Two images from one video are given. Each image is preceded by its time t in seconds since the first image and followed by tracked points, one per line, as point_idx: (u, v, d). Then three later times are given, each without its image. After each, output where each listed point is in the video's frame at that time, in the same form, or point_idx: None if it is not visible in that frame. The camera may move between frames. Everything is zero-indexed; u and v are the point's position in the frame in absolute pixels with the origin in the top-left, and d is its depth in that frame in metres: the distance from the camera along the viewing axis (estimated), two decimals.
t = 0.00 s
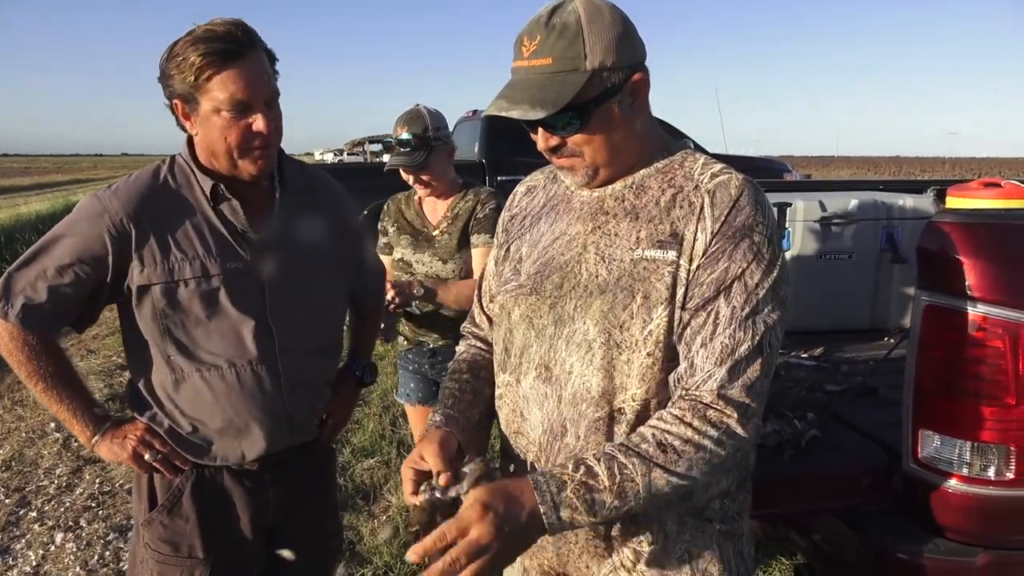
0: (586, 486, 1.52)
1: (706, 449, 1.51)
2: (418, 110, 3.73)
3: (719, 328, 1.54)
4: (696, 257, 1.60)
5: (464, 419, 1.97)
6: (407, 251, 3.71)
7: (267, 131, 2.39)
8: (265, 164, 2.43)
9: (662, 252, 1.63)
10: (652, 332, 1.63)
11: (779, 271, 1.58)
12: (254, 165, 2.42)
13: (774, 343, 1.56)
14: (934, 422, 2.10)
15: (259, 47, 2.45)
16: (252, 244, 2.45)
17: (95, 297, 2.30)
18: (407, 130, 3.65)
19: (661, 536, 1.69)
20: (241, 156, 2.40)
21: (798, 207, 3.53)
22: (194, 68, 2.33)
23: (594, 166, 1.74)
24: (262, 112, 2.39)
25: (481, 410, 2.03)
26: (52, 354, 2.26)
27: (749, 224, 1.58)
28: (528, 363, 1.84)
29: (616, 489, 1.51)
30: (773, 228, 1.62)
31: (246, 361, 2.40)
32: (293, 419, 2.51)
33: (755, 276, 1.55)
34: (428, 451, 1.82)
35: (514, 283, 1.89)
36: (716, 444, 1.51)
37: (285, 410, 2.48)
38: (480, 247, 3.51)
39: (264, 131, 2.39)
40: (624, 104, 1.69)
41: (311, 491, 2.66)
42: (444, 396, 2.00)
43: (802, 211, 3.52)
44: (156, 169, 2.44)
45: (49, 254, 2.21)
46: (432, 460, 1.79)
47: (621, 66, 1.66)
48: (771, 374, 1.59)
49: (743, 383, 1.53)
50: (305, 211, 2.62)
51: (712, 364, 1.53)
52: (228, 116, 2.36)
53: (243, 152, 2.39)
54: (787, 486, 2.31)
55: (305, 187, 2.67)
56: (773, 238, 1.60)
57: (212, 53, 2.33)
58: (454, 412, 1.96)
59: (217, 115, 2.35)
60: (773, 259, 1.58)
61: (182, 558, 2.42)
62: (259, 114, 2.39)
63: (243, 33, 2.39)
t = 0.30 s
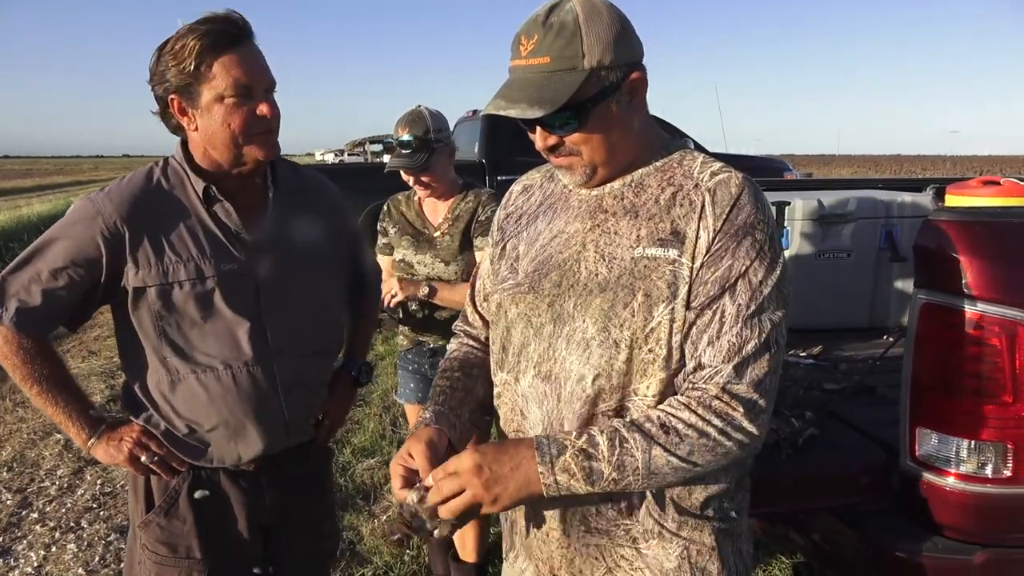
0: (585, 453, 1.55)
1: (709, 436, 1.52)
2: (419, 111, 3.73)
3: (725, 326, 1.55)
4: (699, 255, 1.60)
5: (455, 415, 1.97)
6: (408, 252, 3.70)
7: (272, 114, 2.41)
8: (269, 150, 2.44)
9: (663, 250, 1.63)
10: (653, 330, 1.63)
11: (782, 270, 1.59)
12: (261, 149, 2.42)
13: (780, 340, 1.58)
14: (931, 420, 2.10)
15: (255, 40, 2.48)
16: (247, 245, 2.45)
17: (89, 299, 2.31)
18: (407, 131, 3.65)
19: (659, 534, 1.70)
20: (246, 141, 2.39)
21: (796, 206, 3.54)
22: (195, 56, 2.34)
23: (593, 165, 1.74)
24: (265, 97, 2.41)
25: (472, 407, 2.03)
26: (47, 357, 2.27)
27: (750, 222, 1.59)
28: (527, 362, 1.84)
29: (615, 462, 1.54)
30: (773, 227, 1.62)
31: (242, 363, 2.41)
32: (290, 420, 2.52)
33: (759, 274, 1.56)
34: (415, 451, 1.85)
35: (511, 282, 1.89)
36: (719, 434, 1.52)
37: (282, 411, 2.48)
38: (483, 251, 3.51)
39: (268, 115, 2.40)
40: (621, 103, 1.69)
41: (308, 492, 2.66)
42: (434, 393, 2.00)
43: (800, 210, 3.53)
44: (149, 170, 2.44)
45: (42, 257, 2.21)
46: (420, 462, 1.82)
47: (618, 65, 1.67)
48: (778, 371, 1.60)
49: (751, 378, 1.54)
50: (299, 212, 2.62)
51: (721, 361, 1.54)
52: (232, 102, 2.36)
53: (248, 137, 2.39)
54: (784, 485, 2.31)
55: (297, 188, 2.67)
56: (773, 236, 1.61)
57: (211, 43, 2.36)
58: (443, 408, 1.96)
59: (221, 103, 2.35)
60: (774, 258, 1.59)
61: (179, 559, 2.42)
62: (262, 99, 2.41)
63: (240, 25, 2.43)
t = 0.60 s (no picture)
0: (586, 459, 1.56)
1: (708, 438, 1.52)
2: (420, 116, 3.75)
3: (726, 325, 1.55)
4: (700, 255, 1.60)
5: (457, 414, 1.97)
6: (411, 258, 3.71)
7: (272, 127, 2.42)
8: (268, 162, 2.45)
9: (664, 251, 1.63)
10: (654, 332, 1.63)
11: (782, 268, 1.59)
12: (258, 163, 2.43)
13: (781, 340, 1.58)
14: (932, 424, 2.10)
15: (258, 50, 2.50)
16: (245, 250, 2.46)
17: (87, 306, 2.32)
18: (408, 137, 3.66)
19: (662, 537, 1.70)
20: (245, 153, 2.40)
21: (797, 210, 3.50)
22: (197, 66, 2.35)
23: (593, 169, 1.75)
24: (266, 109, 2.42)
25: (471, 416, 2.01)
26: (46, 363, 2.28)
27: (750, 222, 1.59)
28: (529, 365, 1.85)
29: (614, 465, 1.54)
30: (773, 227, 1.62)
31: (241, 368, 2.41)
32: (289, 424, 2.52)
33: (760, 273, 1.56)
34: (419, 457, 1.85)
35: (512, 286, 1.90)
36: (718, 435, 1.51)
37: (281, 415, 2.49)
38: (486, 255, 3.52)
39: (269, 129, 2.41)
40: (620, 107, 1.69)
41: (308, 496, 2.66)
42: (436, 393, 2.00)
43: (802, 214, 3.50)
44: (147, 178, 2.45)
45: (41, 265, 2.23)
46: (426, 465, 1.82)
47: (617, 69, 1.67)
48: (778, 370, 1.60)
49: (752, 377, 1.54)
50: (297, 217, 2.63)
51: (721, 360, 1.54)
52: (233, 114, 2.37)
53: (247, 148, 2.40)
54: (785, 488, 2.31)
55: (295, 194, 2.68)
56: (773, 235, 1.61)
57: (214, 53, 2.36)
58: (446, 407, 1.96)
59: (222, 115, 2.36)
60: (774, 256, 1.59)
61: (180, 563, 2.43)
62: (263, 112, 2.41)
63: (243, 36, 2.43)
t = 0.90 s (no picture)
0: (607, 477, 1.54)
1: (727, 449, 1.52)
2: (423, 121, 3.75)
3: (737, 335, 1.54)
4: (707, 262, 1.59)
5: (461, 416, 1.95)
6: (414, 263, 3.71)
7: (275, 134, 2.42)
8: (270, 168, 2.45)
9: (669, 258, 1.63)
10: (658, 338, 1.62)
11: (790, 277, 1.59)
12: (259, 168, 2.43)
13: (789, 350, 1.58)
14: (938, 430, 2.09)
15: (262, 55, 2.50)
16: (249, 255, 2.46)
17: (91, 310, 2.32)
18: (412, 141, 3.67)
19: (667, 544, 1.69)
20: (247, 159, 2.41)
21: (802, 214, 3.50)
22: (201, 72, 2.35)
23: (596, 173, 1.74)
24: (269, 115, 2.43)
25: (477, 412, 2.01)
26: (50, 366, 2.28)
27: (756, 230, 1.58)
28: (533, 370, 1.84)
29: (636, 483, 1.53)
30: (779, 235, 1.62)
31: (244, 372, 2.42)
32: (292, 428, 2.52)
33: (767, 282, 1.55)
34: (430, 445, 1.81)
35: (516, 291, 1.89)
36: (737, 445, 1.52)
37: (284, 419, 2.49)
38: (489, 261, 3.53)
39: (271, 135, 2.42)
40: (624, 110, 1.69)
41: (310, 500, 2.66)
42: (441, 395, 1.98)
43: (806, 218, 3.50)
44: (151, 182, 2.46)
45: (45, 269, 2.23)
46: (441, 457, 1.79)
47: (621, 72, 1.67)
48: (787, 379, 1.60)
49: (766, 389, 1.54)
50: (300, 221, 2.63)
51: (735, 372, 1.53)
52: (235, 120, 2.37)
53: (250, 154, 2.41)
54: (791, 493, 2.30)
55: (298, 198, 2.68)
56: (780, 244, 1.61)
57: (217, 59, 2.37)
58: (452, 409, 1.94)
59: (224, 120, 2.37)
60: (783, 265, 1.58)
61: (184, 566, 2.43)
62: (266, 119, 2.42)
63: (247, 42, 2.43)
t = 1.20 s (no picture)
0: (593, 473, 1.54)
1: (718, 450, 1.52)
2: (426, 125, 3.76)
3: (733, 337, 1.54)
4: (707, 267, 1.59)
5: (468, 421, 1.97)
6: (417, 266, 3.72)
7: (272, 152, 2.42)
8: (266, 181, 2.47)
9: (671, 262, 1.64)
10: (661, 341, 1.63)
11: (790, 281, 1.59)
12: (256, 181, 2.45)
13: (786, 354, 1.57)
14: (943, 436, 2.08)
15: (270, 66, 2.49)
16: (254, 257, 2.47)
17: (99, 311, 2.33)
18: (414, 145, 3.68)
19: (669, 550, 1.69)
20: (243, 173, 2.43)
21: (807, 220, 3.48)
22: (204, 84, 2.35)
23: (601, 176, 1.74)
24: (268, 133, 2.42)
25: (472, 415, 1.99)
26: (58, 367, 2.29)
27: (758, 235, 1.58)
28: (536, 374, 1.85)
29: (622, 481, 1.53)
30: (782, 240, 1.62)
31: (249, 373, 2.43)
32: (297, 430, 2.53)
33: (767, 286, 1.55)
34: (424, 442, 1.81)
35: (521, 295, 1.90)
36: (727, 447, 1.51)
37: (288, 421, 2.50)
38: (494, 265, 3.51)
39: (269, 151, 2.42)
40: (631, 114, 1.69)
41: (314, 502, 2.67)
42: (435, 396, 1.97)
43: (811, 224, 3.49)
44: (159, 185, 2.47)
45: (53, 270, 2.24)
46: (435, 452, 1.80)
47: (628, 76, 1.67)
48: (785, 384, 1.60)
49: (760, 392, 1.53)
50: (306, 224, 2.65)
51: (729, 373, 1.53)
52: (234, 133, 2.38)
53: (245, 168, 2.42)
54: (796, 499, 2.29)
55: (304, 200, 2.69)
56: (782, 249, 1.61)
57: (221, 70, 2.35)
58: (444, 410, 1.93)
59: (223, 132, 2.37)
60: (783, 269, 1.58)
61: (188, 566, 2.44)
62: (265, 134, 2.42)
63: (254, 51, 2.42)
